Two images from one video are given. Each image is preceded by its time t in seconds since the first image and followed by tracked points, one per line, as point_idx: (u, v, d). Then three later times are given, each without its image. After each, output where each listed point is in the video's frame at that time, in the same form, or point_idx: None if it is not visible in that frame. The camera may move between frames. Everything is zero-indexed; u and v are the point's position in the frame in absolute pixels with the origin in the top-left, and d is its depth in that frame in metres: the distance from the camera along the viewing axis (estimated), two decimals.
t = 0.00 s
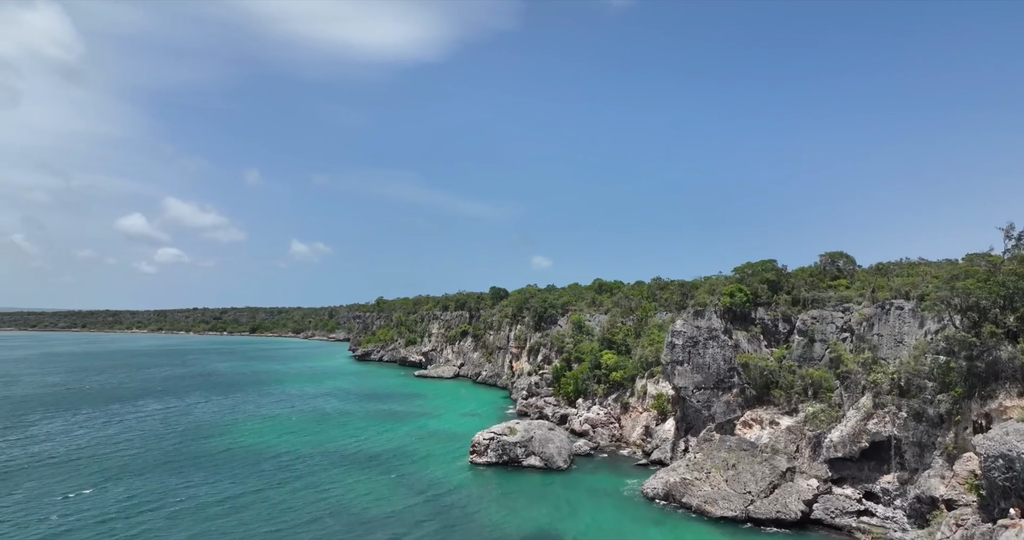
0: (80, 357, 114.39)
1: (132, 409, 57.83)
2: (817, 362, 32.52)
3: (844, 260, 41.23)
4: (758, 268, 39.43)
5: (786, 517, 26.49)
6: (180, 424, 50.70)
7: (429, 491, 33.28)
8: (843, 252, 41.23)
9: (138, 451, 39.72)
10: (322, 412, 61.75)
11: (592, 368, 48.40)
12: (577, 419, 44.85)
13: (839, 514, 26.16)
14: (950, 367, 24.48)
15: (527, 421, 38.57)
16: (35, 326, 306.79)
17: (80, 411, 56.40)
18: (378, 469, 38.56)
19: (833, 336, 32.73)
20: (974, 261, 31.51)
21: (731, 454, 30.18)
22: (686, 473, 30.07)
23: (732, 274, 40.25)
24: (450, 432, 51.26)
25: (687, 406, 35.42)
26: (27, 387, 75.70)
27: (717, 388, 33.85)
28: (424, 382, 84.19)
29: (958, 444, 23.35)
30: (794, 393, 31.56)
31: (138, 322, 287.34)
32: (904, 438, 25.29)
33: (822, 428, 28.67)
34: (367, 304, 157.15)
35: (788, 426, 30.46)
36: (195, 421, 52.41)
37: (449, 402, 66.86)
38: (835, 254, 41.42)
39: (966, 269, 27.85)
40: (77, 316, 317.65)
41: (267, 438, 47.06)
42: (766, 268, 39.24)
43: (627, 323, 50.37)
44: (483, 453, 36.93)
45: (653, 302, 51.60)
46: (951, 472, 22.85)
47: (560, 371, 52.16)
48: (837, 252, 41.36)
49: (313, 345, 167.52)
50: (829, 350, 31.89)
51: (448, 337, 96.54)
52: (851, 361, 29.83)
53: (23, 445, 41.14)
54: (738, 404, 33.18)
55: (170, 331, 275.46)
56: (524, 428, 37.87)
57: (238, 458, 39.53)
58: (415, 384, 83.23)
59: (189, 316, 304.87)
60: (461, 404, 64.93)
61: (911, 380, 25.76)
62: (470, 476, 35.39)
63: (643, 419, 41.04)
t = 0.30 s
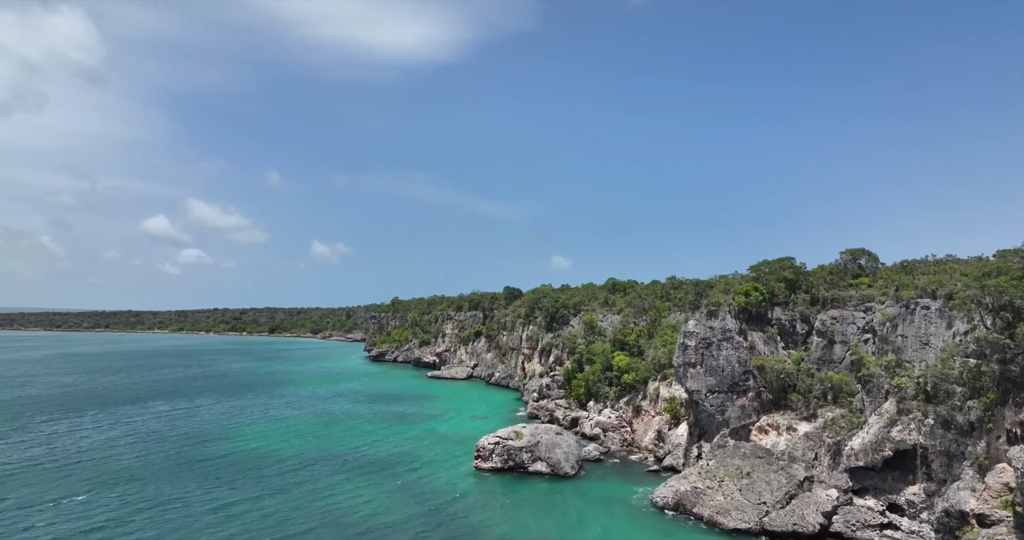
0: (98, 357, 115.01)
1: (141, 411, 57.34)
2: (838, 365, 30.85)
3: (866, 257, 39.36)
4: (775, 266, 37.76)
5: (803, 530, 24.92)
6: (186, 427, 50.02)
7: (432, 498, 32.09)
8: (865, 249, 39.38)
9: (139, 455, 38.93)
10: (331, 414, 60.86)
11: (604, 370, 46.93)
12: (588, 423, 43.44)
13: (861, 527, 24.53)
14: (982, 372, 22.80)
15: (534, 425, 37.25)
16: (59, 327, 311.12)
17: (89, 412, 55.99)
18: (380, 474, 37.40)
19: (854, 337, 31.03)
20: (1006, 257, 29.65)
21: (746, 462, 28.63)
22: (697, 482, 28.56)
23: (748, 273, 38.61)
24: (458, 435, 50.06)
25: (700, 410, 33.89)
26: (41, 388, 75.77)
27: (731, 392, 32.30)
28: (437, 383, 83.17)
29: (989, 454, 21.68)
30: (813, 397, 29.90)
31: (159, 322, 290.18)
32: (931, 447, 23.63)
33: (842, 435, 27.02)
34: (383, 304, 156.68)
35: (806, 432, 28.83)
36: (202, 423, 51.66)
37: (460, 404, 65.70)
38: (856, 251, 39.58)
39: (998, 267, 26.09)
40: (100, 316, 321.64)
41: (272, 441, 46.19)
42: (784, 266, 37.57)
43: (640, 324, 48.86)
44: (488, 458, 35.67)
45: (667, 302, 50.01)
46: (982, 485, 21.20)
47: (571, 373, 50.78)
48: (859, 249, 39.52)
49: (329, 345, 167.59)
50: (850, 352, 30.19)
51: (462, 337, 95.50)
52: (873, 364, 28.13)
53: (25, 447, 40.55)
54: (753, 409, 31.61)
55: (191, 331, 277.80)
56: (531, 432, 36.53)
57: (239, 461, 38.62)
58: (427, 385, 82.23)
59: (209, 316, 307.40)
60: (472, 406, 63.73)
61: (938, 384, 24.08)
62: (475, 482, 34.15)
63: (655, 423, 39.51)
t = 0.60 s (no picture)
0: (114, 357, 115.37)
1: (147, 411, 56.78)
2: (857, 368, 29.22)
3: (887, 254, 37.62)
4: (791, 264, 36.17)
5: None
6: (189, 428, 49.30)
7: (432, 506, 30.86)
8: (886, 246, 37.64)
9: (137, 458, 38.09)
10: (339, 415, 59.96)
11: (614, 372, 45.50)
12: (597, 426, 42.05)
13: None
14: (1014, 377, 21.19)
15: (539, 429, 35.91)
16: (81, 327, 314.72)
17: (95, 411, 55.51)
18: (380, 479, 36.28)
19: (875, 338, 29.38)
20: None
21: (759, 470, 27.10)
22: (707, 491, 27.07)
23: (763, 271, 37.03)
24: (465, 438, 48.83)
25: (711, 414, 32.39)
26: (52, 388, 75.72)
27: (744, 396, 30.79)
28: (448, 384, 82.08)
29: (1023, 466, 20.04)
30: (830, 402, 28.30)
31: (178, 322, 292.28)
32: (958, 457, 22.01)
33: (862, 442, 25.43)
34: (397, 304, 156.11)
35: (823, 438, 27.25)
36: (205, 425, 50.83)
37: (470, 406, 64.52)
38: (877, 248, 37.84)
39: None
40: (121, 316, 324.93)
41: (275, 444, 45.28)
42: (800, 263, 35.95)
43: (652, 324, 47.37)
44: (490, 463, 34.41)
45: (679, 301, 48.47)
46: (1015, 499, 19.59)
47: (580, 374, 49.39)
48: (879, 246, 37.77)
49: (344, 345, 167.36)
50: (870, 354, 28.57)
51: (474, 337, 94.37)
52: (895, 367, 26.51)
53: (23, 449, 39.91)
54: (767, 414, 30.08)
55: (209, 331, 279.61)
56: (536, 437, 35.20)
57: (238, 465, 37.68)
58: (438, 387, 81.16)
59: (228, 316, 309.42)
60: (481, 408, 62.55)
61: (966, 390, 22.44)
62: (477, 489, 32.88)
63: (666, 427, 38.05)
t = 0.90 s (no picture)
0: (127, 358, 115.65)
1: (152, 412, 56.15)
2: (877, 372, 27.58)
3: (909, 251, 35.79)
4: (807, 261, 34.53)
5: None
6: (191, 430, 48.45)
7: (429, 514, 29.61)
8: (908, 242, 35.81)
9: (133, 462, 37.20)
10: (344, 418, 58.99)
11: (623, 374, 44.02)
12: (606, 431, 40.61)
13: None
14: None
15: (543, 434, 34.54)
16: (101, 327, 317.97)
17: (100, 412, 54.95)
18: (379, 484, 35.12)
19: (896, 341, 27.69)
20: None
21: (772, 480, 25.55)
22: (716, 502, 25.50)
23: (777, 269, 35.38)
24: (470, 442, 47.57)
25: (723, 420, 30.87)
26: (62, 388, 75.54)
27: (757, 401, 29.26)
28: (458, 386, 80.94)
29: None
30: (848, 408, 26.67)
31: (196, 322, 294.28)
32: (988, 470, 20.41)
33: (882, 452, 23.81)
34: (411, 304, 155.40)
35: (840, 447, 25.65)
36: (208, 427, 49.97)
37: (478, 408, 63.29)
38: (898, 244, 36.01)
39: None
40: (140, 316, 327.80)
41: (276, 448, 44.32)
42: (817, 261, 34.28)
43: (663, 325, 45.85)
44: (492, 470, 33.15)
45: (692, 301, 46.88)
46: None
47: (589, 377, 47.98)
48: (901, 242, 35.93)
49: (358, 345, 167.02)
50: (891, 357, 26.90)
51: (485, 338, 93.20)
52: (918, 372, 24.87)
53: (19, 452, 39.14)
54: (781, 420, 28.52)
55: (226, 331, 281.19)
56: (540, 442, 33.81)
57: (235, 470, 36.69)
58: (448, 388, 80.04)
59: (245, 316, 311.11)
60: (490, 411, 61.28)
61: (996, 397, 20.80)
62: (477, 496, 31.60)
63: (676, 432, 36.53)
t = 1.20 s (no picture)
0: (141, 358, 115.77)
1: (156, 412, 55.46)
2: (899, 377, 25.93)
3: (933, 247, 33.94)
4: (824, 259, 32.87)
5: None
6: (193, 431, 47.59)
7: (425, 523, 28.36)
8: (932, 238, 33.96)
9: (128, 467, 36.31)
10: (350, 418, 57.97)
11: (633, 377, 42.54)
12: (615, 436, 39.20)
13: None
14: None
15: (547, 440, 33.17)
16: (120, 327, 320.69)
17: (104, 414, 54.35)
18: (378, 489, 33.92)
19: (920, 343, 25.99)
20: None
21: (787, 492, 23.98)
22: (726, 515, 23.86)
23: (793, 267, 33.73)
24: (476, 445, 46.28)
25: (734, 427, 29.31)
26: (72, 389, 75.30)
27: (770, 407, 27.73)
28: (468, 388, 79.77)
29: None
30: (867, 415, 25.05)
31: (213, 322, 295.96)
32: None
33: (905, 463, 22.18)
34: (424, 304, 154.59)
35: (860, 456, 24.04)
36: (209, 428, 49.09)
37: (487, 411, 62.06)
38: (922, 240, 34.17)
39: None
40: (158, 317, 330.25)
41: (277, 449, 43.34)
42: (835, 259, 32.61)
43: (674, 326, 44.30)
44: (494, 477, 31.89)
45: (704, 301, 45.29)
46: None
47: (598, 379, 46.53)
48: (925, 238, 34.10)
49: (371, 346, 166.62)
50: (915, 361, 25.23)
51: (496, 339, 91.94)
52: (945, 377, 23.22)
53: (15, 456, 38.38)
54: (796, 427, 26.96)
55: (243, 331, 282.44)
56: (543, 447, 32.43)
57: (231, 473, 35.65)
58: (458, 391, 78.90)
59: (261, 317, 312.37)
60: (499, 413, 60.01)
61: None
62: (477, 504, 30.27)
63: (687, 438, 35.00)
